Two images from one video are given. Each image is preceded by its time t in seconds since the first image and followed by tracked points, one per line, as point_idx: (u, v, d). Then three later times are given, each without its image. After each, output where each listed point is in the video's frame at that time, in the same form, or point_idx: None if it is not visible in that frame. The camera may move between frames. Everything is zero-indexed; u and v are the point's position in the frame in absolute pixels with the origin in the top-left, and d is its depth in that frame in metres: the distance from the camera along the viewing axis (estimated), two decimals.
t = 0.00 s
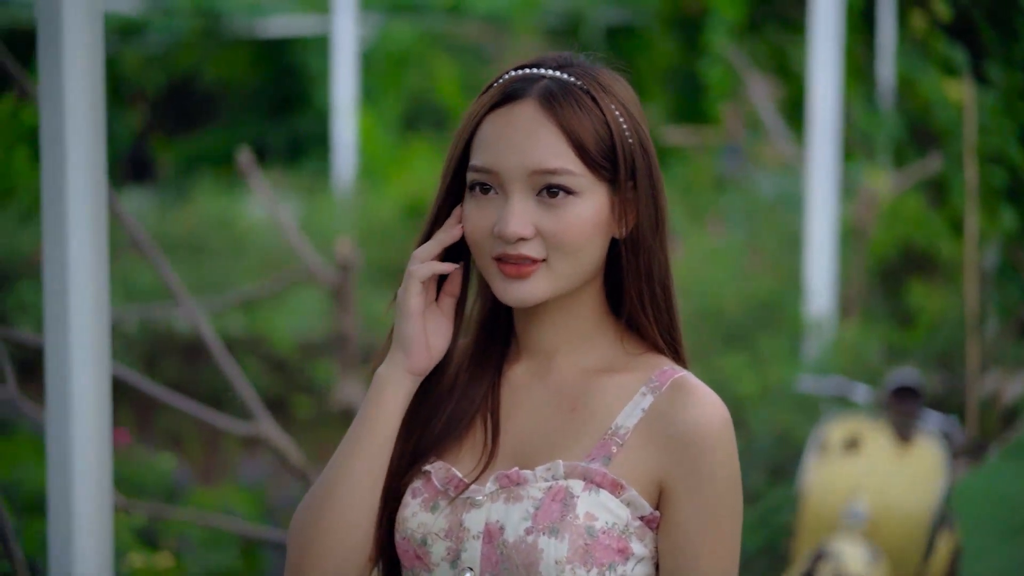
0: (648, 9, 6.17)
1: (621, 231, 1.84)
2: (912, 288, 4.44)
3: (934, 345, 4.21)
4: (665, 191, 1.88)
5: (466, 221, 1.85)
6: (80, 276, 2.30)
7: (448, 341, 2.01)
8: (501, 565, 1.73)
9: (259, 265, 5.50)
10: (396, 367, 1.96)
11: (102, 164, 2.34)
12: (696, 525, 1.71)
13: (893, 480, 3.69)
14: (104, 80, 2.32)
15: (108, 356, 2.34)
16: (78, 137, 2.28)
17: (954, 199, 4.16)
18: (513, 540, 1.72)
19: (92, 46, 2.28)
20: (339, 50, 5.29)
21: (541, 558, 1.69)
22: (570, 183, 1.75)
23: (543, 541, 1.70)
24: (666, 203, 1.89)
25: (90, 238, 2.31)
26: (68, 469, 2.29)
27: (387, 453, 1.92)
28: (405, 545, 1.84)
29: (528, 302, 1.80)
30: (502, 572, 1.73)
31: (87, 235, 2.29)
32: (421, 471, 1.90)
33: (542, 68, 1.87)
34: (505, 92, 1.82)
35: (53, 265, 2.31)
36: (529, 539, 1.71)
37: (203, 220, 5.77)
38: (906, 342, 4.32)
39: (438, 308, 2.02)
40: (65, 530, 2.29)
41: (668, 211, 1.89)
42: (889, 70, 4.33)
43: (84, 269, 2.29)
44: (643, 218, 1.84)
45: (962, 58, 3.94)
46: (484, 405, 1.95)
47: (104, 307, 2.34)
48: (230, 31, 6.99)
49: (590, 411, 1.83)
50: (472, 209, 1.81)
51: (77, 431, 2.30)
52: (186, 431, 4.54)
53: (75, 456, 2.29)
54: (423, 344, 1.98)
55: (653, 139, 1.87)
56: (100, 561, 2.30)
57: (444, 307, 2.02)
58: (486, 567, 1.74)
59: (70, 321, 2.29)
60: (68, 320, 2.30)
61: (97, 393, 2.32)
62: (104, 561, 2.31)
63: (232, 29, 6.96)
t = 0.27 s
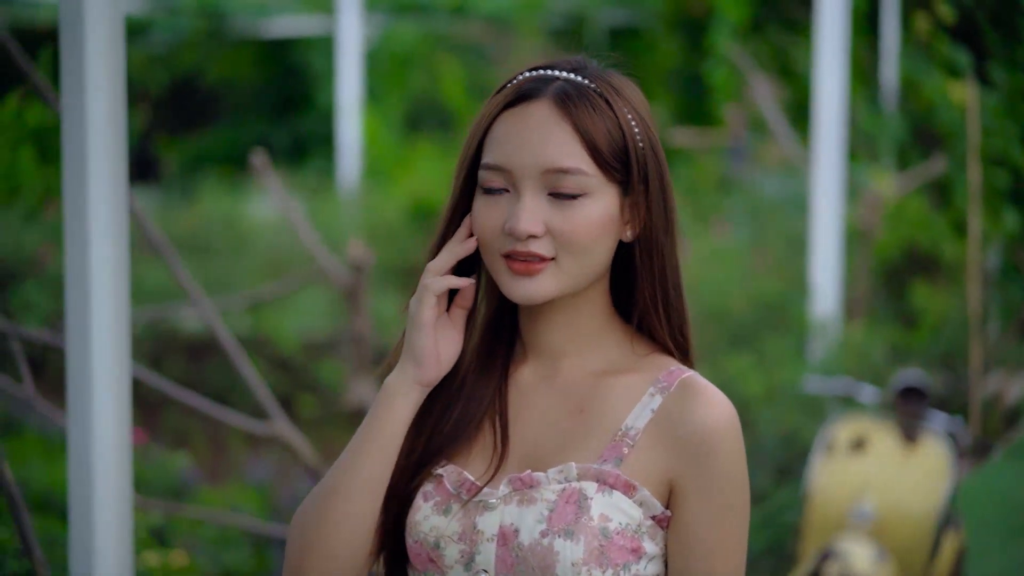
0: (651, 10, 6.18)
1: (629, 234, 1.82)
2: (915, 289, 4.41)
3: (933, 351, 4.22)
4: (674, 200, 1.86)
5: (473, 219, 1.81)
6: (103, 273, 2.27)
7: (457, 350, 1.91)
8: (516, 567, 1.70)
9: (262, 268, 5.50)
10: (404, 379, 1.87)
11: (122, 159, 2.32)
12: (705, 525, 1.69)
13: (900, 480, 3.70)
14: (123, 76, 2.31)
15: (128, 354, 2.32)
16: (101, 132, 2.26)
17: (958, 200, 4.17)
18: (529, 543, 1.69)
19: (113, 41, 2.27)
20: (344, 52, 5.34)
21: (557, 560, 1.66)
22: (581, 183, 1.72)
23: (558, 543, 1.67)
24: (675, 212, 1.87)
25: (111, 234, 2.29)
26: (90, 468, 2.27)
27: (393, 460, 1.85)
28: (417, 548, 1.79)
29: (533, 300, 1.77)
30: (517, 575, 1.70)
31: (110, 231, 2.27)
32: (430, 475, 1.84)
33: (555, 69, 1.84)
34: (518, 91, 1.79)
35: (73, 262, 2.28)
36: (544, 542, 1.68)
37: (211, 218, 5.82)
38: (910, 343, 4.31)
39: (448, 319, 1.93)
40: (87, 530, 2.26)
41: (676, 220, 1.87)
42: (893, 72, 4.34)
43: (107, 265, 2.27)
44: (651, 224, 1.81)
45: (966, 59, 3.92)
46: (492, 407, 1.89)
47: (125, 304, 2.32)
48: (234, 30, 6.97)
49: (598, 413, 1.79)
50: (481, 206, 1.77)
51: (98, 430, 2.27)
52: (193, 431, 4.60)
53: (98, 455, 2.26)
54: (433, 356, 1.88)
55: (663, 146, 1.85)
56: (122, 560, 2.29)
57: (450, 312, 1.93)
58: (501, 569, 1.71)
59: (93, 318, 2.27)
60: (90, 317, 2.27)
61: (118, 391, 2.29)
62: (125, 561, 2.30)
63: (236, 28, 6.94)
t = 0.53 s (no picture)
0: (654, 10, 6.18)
1: (633, 235, 1.81)
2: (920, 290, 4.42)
3: (941, 347, 4.27)
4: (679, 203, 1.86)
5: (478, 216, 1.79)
6: (120, 271, 2.22)
7: (462, 357, 1.91)
8: (524, 569, 1.69)
9: (265, 271, 5.51)
10: (412, 388, 1.86)
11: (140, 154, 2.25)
12: (710, 526, 1.69)
13: (907, 480, 3.57)
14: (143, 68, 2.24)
15: (145, 353, 2.27)
16: (119, 125, 2.20)
17: (963, 200, 4.14)
18: (536, 545, 1.68)
19: (131, 32, 2.20)
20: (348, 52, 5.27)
21: (566, 561, 1.66)
22: (587, 180, 1.71)
23: (566, 545, 1.66)
24: (680, 215, 1.86)
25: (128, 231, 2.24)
26: (107, 470, 2.21)
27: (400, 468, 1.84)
28: (424, 551, 1.77)
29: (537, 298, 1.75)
30: None
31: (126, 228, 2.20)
32: (436, 477, 1.83)
33: (563, 69, 1.83)
34: (526, 89, 1.78)
35: (91, 260, 2.23)
36: (552, 544, 1.67)
37: (222, 217, 5.91)
38: (915, 345, 4.40)
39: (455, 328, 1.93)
40: (104, 534, 2.21)
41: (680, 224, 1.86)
42: (897, 73, 4.36)
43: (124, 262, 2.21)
44: (655, 226, 1.81)
45: (970, 59, 3.83)
46: (495, 409, 1.88)
47: (142, 303, 2.26)
48: (240, 31, 6.97)
49: (603, 415, 1.78)
50: (487, 203, 1.76)
51: (116, 432, 2.22)
52: (198, 429, 4.81)
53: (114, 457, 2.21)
54: (440, 364, 1.87)
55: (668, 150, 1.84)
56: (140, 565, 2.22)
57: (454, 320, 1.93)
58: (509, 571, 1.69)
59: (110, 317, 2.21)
60: (106, 316, 2.22)
61: (134, 392, 2.24)
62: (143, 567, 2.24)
63: (242, 29, 6.95)
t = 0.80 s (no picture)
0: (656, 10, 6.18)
1: (630, 238, 1.77)
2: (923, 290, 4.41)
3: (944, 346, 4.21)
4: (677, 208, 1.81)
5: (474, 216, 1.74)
6: (132, 285, 2.35)
7: (463, 361, 1.87)
8: (524, 572, 1.65)
9: (267, 272, 5.53)
10: (415, 394, 1.81)
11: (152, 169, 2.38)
12: (707, 528, 1.65)
13: (909, 478, 3.62)
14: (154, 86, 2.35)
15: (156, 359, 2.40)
16: (131, 138, 2.31)
17: (965, 201, 4.16)
18: (535, 547, 1.64)
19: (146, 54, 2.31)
20: (352, 51, 5.31)
21: (565, 563, 1.62)
22: (586, 180, 1.66)
23: (566, 547, 1.63)
24: (677, 221, 1.81)
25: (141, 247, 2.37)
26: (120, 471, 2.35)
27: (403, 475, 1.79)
28: (421, 553, 1.73)
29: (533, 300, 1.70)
30: None
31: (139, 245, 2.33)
32: (433, 480, 1.79)
33: (562, 71, 1.78)
34: (525, 91, 1.73)
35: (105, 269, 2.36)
36: (551, 546, 1.63)
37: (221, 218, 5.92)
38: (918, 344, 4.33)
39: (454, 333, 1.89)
40: (117, 532, 2.35)
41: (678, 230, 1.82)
42: (900, 73, 4.37)
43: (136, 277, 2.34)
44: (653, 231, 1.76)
45: (972, 62, 3.84)
46: (492, 410, 1.84)
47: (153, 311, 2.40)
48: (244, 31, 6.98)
49: (600, 419, 1.74)
50: (484, 203, 1.71)
51: (128, 434, 2.35)
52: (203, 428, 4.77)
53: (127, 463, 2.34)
54: (441, 367, 1.83)
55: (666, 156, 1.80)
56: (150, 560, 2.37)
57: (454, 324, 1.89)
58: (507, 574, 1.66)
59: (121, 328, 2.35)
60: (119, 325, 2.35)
61: (146, 385, 2.38)
62: (154, 563, 2.37)
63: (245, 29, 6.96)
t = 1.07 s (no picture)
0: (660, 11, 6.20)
1: (622, 242, 1.71)
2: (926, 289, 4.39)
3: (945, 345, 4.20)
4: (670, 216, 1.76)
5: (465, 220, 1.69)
6: (146, 285, 2.38)
7: (462, 365, 1.73)
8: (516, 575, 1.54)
9: (271, 272, 5.54)
10: (414, 400, 1.68)
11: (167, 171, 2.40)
12: (698, 530, 1.54)
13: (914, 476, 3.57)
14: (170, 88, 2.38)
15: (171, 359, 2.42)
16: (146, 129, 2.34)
17: (969, 201, 4.16)
18: (528, 550, 1.53)
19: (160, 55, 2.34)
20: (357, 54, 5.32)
21: (558, 566, 1.51)
22: (578, 185, 1.61)
23: (558, 549, 1.52)
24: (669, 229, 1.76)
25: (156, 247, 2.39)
26: (135, 469, 2.38)
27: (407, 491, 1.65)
28: (410, 557, 1.63)
29: (526, 304, 1.64)
30: None
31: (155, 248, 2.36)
32: (423, 483, 1.68)
33: (555, 75, 1.73)
34: (517, 94, 1.68)
35: (121, 268, 2.39)
36: (544, 548, 1.52)
37: (226, 217, 5.93)
38: (920, 342, 4.33)
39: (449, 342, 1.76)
40: (132, 529, 2.37)
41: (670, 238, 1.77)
42: (902, 73, 4.37)
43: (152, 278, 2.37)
44: (645, 239, 1.71)
45: (975, 63, 3.85)
46: (482, 413, 1.71)
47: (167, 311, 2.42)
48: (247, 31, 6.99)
49: (592, 418, 1.63)
50: (475, 207, 1.65)
51: (143, 433, 2.38)
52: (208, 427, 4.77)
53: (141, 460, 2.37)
54: (442, 375, 1.70)
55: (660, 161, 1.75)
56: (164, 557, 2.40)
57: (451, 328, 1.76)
58: None
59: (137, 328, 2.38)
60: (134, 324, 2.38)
61: (160, 374, 2.40)
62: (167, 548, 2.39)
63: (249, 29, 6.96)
